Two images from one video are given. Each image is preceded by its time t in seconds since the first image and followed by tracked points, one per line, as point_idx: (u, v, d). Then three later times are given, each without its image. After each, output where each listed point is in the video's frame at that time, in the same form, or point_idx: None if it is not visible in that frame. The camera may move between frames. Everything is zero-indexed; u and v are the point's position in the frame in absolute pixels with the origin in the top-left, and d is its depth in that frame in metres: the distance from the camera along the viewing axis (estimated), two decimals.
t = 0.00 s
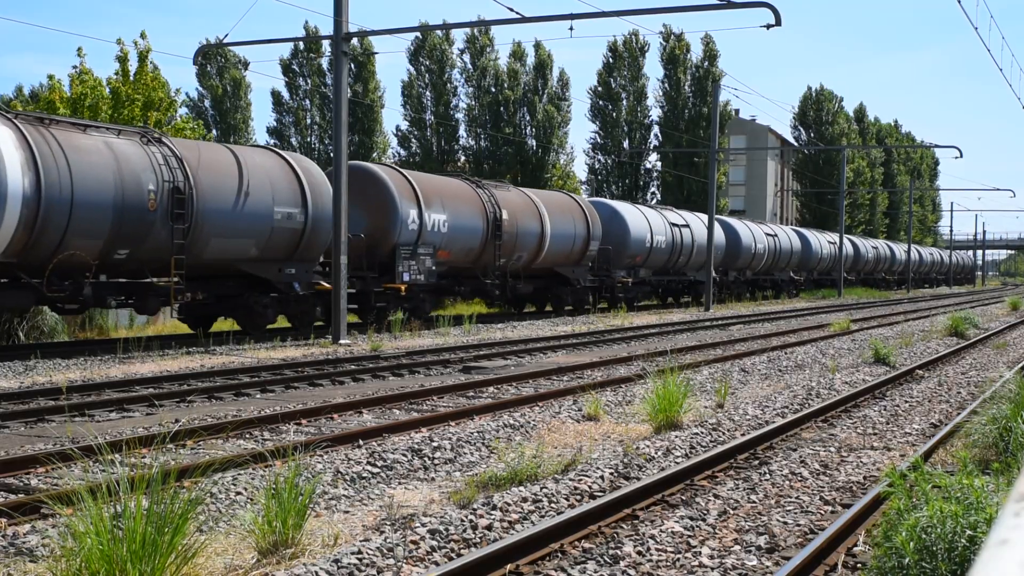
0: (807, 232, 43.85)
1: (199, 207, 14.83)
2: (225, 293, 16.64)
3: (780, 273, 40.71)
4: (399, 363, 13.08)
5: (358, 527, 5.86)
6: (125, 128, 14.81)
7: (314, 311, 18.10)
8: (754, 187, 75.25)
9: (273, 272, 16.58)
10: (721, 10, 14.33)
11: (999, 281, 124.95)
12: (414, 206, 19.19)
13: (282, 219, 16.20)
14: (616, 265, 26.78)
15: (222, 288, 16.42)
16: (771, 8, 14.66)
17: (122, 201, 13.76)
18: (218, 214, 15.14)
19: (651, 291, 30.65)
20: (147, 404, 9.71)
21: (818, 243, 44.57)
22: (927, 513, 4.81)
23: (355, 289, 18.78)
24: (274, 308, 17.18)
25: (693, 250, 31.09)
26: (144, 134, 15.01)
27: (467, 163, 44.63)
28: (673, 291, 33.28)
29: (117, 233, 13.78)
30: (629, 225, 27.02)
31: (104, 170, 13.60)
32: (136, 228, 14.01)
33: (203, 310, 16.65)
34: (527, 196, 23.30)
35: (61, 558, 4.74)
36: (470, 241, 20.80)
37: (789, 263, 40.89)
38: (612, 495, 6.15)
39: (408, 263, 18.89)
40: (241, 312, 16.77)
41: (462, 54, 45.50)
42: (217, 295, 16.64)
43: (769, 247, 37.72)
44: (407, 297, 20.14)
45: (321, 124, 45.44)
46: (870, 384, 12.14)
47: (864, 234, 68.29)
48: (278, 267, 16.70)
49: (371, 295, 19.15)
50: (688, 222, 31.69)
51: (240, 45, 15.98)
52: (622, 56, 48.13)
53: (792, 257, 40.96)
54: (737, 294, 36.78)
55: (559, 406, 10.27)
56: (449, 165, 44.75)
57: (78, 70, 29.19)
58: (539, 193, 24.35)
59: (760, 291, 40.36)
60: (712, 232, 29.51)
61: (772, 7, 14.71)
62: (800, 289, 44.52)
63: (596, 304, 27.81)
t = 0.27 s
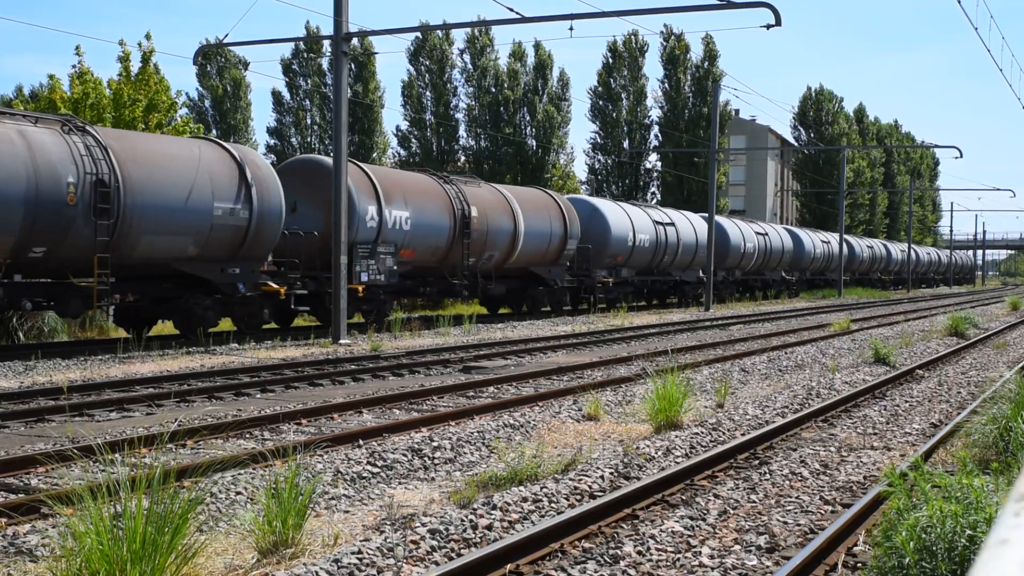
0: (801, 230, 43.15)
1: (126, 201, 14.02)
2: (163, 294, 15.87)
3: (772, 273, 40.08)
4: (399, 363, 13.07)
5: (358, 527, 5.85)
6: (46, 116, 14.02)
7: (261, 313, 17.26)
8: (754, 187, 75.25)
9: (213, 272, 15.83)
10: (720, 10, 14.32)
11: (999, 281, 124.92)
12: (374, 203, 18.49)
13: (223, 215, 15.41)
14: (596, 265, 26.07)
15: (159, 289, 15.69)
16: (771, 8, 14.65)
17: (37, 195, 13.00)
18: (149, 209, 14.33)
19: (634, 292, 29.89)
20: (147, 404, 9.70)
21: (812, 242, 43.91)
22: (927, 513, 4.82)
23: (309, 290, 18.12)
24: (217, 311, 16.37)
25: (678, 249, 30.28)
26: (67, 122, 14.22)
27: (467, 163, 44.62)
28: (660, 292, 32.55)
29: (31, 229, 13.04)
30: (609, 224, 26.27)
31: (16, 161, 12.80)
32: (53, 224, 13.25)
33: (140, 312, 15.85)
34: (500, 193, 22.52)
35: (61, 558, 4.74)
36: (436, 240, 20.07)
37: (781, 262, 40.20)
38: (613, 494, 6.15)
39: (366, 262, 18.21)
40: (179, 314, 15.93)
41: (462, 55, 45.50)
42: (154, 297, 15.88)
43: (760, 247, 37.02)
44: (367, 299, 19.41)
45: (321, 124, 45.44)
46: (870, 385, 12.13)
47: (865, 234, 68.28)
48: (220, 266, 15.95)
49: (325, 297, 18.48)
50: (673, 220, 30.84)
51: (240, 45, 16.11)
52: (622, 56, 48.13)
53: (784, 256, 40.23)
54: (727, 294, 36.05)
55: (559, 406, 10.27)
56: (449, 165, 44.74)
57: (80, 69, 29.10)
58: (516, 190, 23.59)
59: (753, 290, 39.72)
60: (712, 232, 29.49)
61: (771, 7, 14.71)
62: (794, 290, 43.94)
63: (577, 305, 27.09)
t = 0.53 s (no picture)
0: (792, 229, 42.33)
1: (43, 195, 12.96)
2: (91, 295, 14.79)
3: (764, 273, 39.31)
4: (399, 363, 13.07)
5: (358, 527, 5.85)
6: None
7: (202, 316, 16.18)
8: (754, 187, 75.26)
9: (144, 272, 14.80)
10: (721, 10, 14.32)
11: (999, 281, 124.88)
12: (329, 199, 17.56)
13: (155, 210, 14.43)
14: (576, 264, 25.05)
15: (85, 291, 14.60)
16: (771, 8, 14.65)
17: None
18: (69, 204, 13.26)
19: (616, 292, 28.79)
20: (147, 404, 9.70)
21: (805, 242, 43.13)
22: (927, 513, 4.82)
23: (256, 291, 17.07)
24: (149, 313, 15.32)
25: (663, 248, 29.19)
26: None
27: (467, 163, 44.61)
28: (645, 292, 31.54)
29: None
30: (590, 221, 25.20)
31: None
32: None
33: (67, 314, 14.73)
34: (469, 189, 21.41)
35: (61, 558, 4.74)
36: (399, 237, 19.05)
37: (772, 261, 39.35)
38: (612, 494, 6.14)
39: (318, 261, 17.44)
40: (108, 317, 14.84)
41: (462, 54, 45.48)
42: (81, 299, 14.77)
43: (749, 247, 36.16)
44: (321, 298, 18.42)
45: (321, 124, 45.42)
46: (870, 385, 12.13)
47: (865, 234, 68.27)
48: (152, 265, 14.92)
49: (274, 299, 17.45)
50: (658, 217, 29.69)
51: (240, 45, 16.10)
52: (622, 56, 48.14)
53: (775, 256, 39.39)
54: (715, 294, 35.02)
55: (559, 406, 10.26)
56: (449, 165, 44.73)
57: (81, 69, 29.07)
58: (490, 186, 22.50)
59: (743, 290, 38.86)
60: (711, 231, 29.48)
61: (772, 7, 14.71)
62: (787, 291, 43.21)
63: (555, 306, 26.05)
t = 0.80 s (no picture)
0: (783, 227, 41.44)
1: None
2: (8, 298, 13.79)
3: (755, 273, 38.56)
4: (399, 363, 13.08)
5: (358, 527, 5.85)
6: None
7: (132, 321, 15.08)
8: (754, 187, 75.28)
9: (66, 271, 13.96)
10: (720, 10, 14.31)
11: (999, 280, 124.81)
12: (277, 194, 16.62)
13: (76, 205, 13.55)
14: (551, 263, 24.47)
15: None
16: (771, 8, 14.65)
17: None
18: None
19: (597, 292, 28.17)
20: (147, 404, 9.69)
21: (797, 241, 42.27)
22: (927, 513, 4.82)
23: (195, 292, 15.98)
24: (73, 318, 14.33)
25: (645, 247, 28.47)
26: None
27: (467, 163, 44.62)
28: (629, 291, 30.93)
29: None
30: (567, 219, 24.58)
31: None
32: None
33: None
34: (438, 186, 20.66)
35: (61, 558, 4.73)
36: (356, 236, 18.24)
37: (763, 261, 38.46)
38: (612, 494, 6.14)
39: (268, 261, 16.41)
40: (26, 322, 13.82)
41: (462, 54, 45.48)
42: None
43: (739, 246, 35.47)
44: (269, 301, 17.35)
45: (321, 124, 45.41)
46: (870, 385, 12.13)
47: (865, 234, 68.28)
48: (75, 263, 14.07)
49: (217, 301, 16.32)
50: (641, 215, 28.95)
51: (240, 45, 16.10)
52: (622, 56, 48.15)
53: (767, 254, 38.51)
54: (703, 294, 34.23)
55: (558, 406, 10.27)
56: (449, 165, 44.74)
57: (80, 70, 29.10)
58: (460, 182, 21.81)
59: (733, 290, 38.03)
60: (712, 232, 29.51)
61: (772, 7, 14.70)
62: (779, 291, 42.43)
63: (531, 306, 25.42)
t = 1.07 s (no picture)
0: (774, 226, 40.45)
1: None
2: None
3: (746, 272, 37.75)
4: (399, 363, 13.08)
5: (358, 527, 5.85)
6: None
7: (52, 324, 14.08)
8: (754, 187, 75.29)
9: None
10: (720, 10, 14.31)
11: (999, 280, 124.82)
12: (219, 188, 15.60)
13: None
14: (528, 263, 23.79)
15: None
16: (771, 8, 14.65)
17: None
18: None
19: (577, 293, 27.41)
20: (147, 404, 9.69)
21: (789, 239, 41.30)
22: (927, 513, 4.82)
23: (126, 293, 14.98)
24: None
25: (627, 246, 27.65)
26: None
27: (467, 163, 44.65)
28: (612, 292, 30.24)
29: None
30: (543, 216, 23.88)
31: None
32: None
33: None
34: (404, 180, 19.68)
35: (61, 558, 4.74)
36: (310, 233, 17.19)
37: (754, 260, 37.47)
38: (612, 494, 6.14)
39: (207, 259, 15.40)
40: None
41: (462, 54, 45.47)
42: None
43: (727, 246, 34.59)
44: (211, 303, 16.36)
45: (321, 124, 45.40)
46: (870, 384, 12.13)
47: (865, 234, 68.31)
48: None
49: (151, 302, 15.34)
50: (623, 213, 28.09)
51: (240, 45, 16.09)
52: (622, 56, 48.16)
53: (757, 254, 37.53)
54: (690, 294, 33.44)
55: (559, 406, 10.27)
56: (449, 165, 44.76)
57: (80, 69, 29.08)
58: (428, 177, 20.82)
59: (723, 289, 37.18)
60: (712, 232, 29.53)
61: (772, 7, 14.69)
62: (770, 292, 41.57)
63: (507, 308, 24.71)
